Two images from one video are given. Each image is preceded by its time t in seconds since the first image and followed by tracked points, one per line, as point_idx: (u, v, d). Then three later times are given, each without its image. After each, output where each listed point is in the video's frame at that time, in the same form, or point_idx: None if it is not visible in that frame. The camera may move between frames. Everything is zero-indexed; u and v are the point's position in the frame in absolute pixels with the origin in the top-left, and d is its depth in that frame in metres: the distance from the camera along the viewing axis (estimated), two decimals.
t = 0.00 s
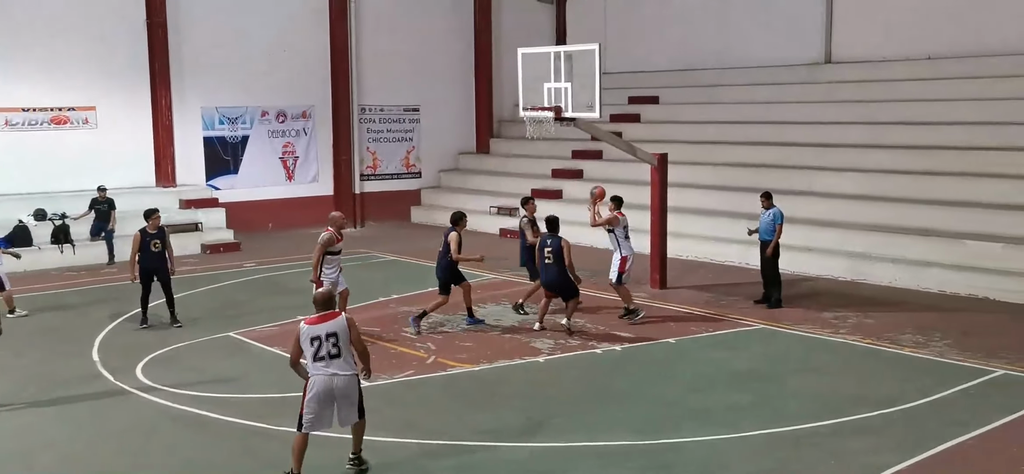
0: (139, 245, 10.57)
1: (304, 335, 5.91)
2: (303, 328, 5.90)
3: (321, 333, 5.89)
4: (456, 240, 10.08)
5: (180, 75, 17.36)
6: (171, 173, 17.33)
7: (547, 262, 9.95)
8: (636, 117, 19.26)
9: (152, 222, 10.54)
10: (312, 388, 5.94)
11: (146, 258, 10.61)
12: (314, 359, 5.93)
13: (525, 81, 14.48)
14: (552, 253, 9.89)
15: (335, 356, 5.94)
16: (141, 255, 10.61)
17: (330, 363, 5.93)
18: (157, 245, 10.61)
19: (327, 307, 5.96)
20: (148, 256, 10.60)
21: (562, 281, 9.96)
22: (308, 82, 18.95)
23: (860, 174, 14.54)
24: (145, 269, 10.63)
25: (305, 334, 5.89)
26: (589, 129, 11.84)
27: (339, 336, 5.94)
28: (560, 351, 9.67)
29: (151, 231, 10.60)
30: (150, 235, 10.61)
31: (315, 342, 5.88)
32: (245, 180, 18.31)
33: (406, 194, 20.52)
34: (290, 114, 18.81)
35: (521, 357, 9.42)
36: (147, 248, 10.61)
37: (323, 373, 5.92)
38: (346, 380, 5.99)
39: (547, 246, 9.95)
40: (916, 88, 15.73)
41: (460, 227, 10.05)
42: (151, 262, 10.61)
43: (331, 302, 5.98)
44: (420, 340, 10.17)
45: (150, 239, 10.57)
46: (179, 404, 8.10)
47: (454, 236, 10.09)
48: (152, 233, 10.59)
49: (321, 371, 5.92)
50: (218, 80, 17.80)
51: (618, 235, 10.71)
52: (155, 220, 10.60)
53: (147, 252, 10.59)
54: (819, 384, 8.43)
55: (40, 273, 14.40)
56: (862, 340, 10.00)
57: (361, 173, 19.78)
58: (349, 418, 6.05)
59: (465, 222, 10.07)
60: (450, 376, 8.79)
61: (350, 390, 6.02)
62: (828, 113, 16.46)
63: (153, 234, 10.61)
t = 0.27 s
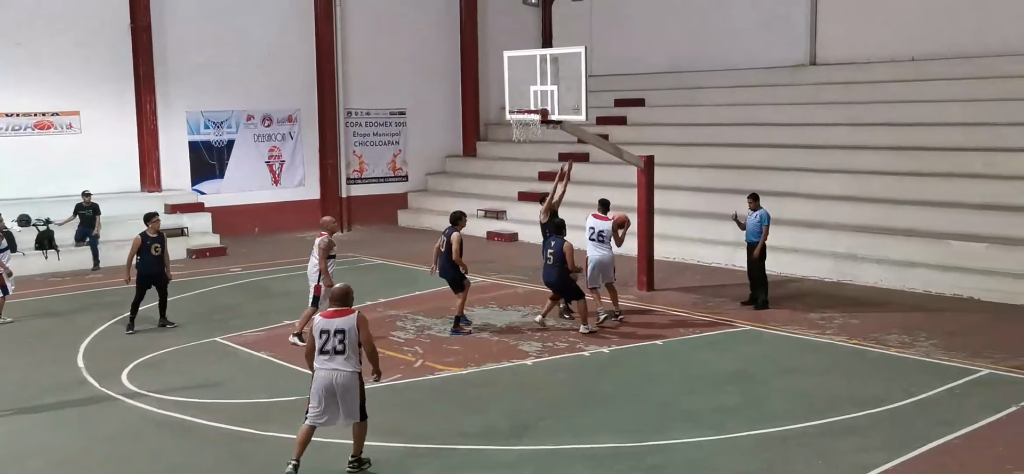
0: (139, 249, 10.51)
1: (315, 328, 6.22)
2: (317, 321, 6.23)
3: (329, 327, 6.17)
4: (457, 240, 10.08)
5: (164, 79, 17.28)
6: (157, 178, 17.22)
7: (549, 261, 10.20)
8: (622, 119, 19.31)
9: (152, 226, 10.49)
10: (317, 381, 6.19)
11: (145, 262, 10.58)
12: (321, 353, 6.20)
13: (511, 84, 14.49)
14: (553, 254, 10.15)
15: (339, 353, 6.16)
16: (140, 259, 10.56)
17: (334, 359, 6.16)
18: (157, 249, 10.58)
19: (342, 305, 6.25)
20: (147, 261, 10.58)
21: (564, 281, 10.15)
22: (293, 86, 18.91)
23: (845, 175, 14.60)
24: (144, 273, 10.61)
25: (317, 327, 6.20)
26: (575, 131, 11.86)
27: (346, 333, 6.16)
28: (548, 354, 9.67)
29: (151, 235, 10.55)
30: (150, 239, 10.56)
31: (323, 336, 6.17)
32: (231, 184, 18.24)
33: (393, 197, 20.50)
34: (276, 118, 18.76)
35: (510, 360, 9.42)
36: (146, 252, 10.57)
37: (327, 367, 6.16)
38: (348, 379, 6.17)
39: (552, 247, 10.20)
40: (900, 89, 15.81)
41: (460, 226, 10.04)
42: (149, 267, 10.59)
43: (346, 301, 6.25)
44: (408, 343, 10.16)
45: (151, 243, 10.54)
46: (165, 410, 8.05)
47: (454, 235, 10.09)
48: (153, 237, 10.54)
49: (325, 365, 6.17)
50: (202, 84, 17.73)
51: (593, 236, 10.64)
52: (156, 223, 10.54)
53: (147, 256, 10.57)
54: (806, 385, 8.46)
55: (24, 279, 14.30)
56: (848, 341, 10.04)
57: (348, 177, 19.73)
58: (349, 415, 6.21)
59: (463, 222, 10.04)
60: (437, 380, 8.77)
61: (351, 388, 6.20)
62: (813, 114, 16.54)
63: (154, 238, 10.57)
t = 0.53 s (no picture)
0: (146, 250, 10.57)
1: (320, 319, 6.29)
2: (323, 311, 6.29)
3: (332, 320, 6.22)
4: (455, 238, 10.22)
5: (153, 82, 17.23)
6: (146, 180, 17.12)
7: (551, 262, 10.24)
8: (612, 120, 19.33)
9: (158, 227, 10.55)
10: (319, 370, 6.28)
11: (152, 263, 10.65)
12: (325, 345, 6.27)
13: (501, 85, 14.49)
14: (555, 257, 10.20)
15: (340, 345, 6.20)
16: (148, 261, 10.61)
17: (336, 350, 6.20)
18: (162, 251, 10.71)
19: (349, 298, 6.28)
20: (155, 262, 10.65)
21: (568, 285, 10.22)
22: (283, 88, 18.88)
23: (834, 175, 14.64)
24: (151, 275, 10.67)
25: (322, 317, 6.27)
26: (566, 132, 11.86)
27: (348, 326, 6.20)
28: (539, 354, 9.67)
29: (158, 237, 10.64)
30: (156, 240, 10.65)
31: (326, 327, 6.23)
32: (220, 186, 18.20)
33: (383, 199, 20.47)
34: (266, 120, 18.73)
35: (500, 361, 9.42)
36: (153, 253, 10.65)
37: (327, 358, 6.22)
38: (347, 371, 6.20)
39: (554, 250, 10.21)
40: (888, 89, 15.87)
41: (458, 224, 10.18)
42: (155, 268, 10.67)
43: (352, 293, 6.26)
44: (399, 345, 10.15)
45: (159, 245, 10.64)
46: (154, 413, 8.03)
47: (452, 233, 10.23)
48: (159, 238, 10.65)
49: (326, 356, 6.23)
50: (191, 86, 17.68)
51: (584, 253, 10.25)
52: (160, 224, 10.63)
53: (153, 258, 10.65)
54: (796, 384, 8.47)
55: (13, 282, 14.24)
56: (838, 340, 10.06)
57: (338, 178, 19.70)
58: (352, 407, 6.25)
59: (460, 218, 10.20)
60: (428, 382, 8.77)
61: (352, 380, 6.22)
62: (802, 114, 16.58)
63: (160, 239, 10.67)
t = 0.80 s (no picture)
0: (158, 256, 10.65)
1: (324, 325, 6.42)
2: (326, 317, 6.42)
3: (333, 324, 6.34)
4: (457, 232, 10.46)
5: (148, 86, 17.21)
6: (141, 185, 17.13)
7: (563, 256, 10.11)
8: (608, 122, 19.36)
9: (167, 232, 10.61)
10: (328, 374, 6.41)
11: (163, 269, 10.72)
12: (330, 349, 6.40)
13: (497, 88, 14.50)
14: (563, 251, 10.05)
15: (342, 347, 6.30)
16: (160, 266, 10.68)
17: (339, 353, 6.31)
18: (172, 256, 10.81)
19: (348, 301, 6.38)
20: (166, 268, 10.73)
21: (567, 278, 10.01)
22: (279, 92, 18.87)
23: (830, 176, 14.67)
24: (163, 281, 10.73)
25: (324, 322, 6.39)
26: (561, 134, 11.86)
27: (347, 328, 6.29)
28: (536, 357, 9.67)
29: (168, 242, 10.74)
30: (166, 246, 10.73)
31: (329, 331, 6.35)
32: (216, 191, 18.18)
33: (379, 203, 20.47)
34: (261, 124, 18.72)
35: (497, 364, 9.42)
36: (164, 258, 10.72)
37: (331, 361, 6.34)
38: (351, 372, 6.30)
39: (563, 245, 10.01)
40: (883, 90, 15.91)
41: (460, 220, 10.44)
42: (167, 274, 10.75)
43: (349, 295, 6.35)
44: (396, 348, 10.14)
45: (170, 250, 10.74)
46: (151, 418, 8.01)
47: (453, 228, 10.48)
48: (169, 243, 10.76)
49: (331, 359, 6.35)
50: (187, 90, 17.67)
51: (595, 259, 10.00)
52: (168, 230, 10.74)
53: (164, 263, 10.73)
54: (793, 385, 8.49)
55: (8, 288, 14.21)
56: (834, 341, 10.08)
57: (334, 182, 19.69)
58: (362, 406, 6.34)
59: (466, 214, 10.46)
60: (425, 385, 8.76)
61: (359, 380, 6.32)
62: (798, 115, 16.61)
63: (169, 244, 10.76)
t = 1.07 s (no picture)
0: (174, 259, 10.68)
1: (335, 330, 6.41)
2: (337, 321, 6.42)
3: (345, 328, 6.33)
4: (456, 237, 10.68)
5: (146, 87, 17.18)
6: (140, 186, 17.23)
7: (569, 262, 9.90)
8: (606, 122, 19.37)
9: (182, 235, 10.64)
10: (342, 377, 6.42)
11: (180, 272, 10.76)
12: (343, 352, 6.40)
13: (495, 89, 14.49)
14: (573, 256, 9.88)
15: (355, 350, 6.32)
16: (177, 270, 10.71)
17: (352, 355, 6.33)
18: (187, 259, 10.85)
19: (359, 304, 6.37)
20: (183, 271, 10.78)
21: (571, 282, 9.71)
22: (277, 93, 18.86)
23: (828, 176, 14.68)
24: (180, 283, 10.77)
25: (336, 327, 6.40)
26: (560, 135, 11.86)
27: (359, 331, 6.30)
28: (535, 358, 9.67)
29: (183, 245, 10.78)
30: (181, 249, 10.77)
31: (341, 335, 6.36)
32: (215, 192, 18.17)
33: (377, 204, 20.47)
34: (259, 125, 18.71)
35: (497, 365, 9.41)
36: (179, 261, 10.74)
37: (345, 365, 6.35)
38: (366, 374, 6.33)
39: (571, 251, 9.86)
40: (881, 91, 15.93)
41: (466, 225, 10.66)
42: (184, 276, 10.79)
43: (360, 298, 6.34)
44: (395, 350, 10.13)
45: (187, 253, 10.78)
46: (151, 419, 8.00)
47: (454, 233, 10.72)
48: (184, 246, 10.80)
49: (345, 362, 6.37)
50: (185, 92, 17.66)
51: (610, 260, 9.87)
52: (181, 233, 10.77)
53: (181, 266, 10.76)
54: (793, 385, 8.48)
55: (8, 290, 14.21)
56: (833, 341, 10.08)
57: (333, 183, 19.69)
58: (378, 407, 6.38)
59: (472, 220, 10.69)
60: (425, 386, 8.75)
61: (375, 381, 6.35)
62: (796, 116, 16.62)
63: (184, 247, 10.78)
